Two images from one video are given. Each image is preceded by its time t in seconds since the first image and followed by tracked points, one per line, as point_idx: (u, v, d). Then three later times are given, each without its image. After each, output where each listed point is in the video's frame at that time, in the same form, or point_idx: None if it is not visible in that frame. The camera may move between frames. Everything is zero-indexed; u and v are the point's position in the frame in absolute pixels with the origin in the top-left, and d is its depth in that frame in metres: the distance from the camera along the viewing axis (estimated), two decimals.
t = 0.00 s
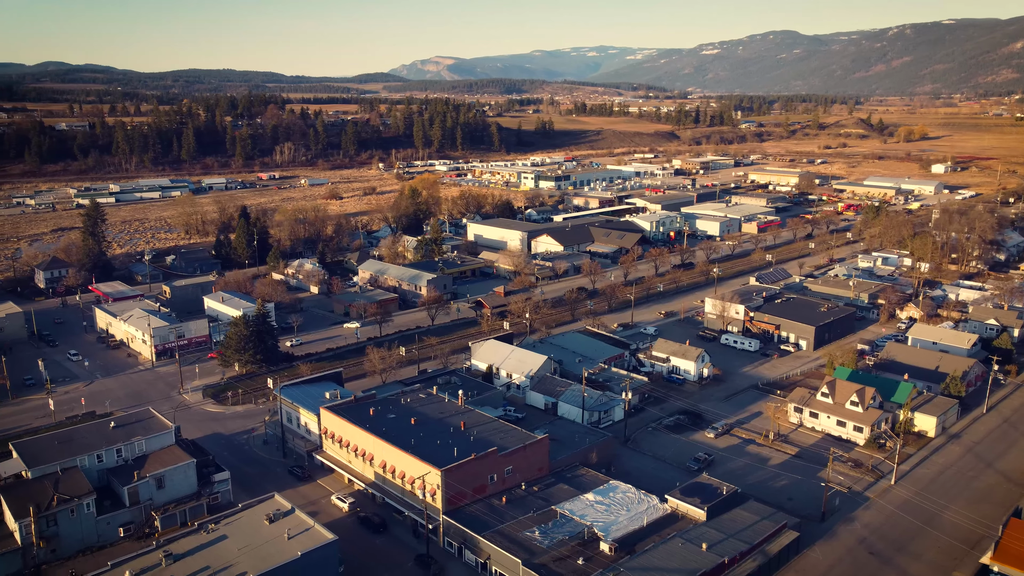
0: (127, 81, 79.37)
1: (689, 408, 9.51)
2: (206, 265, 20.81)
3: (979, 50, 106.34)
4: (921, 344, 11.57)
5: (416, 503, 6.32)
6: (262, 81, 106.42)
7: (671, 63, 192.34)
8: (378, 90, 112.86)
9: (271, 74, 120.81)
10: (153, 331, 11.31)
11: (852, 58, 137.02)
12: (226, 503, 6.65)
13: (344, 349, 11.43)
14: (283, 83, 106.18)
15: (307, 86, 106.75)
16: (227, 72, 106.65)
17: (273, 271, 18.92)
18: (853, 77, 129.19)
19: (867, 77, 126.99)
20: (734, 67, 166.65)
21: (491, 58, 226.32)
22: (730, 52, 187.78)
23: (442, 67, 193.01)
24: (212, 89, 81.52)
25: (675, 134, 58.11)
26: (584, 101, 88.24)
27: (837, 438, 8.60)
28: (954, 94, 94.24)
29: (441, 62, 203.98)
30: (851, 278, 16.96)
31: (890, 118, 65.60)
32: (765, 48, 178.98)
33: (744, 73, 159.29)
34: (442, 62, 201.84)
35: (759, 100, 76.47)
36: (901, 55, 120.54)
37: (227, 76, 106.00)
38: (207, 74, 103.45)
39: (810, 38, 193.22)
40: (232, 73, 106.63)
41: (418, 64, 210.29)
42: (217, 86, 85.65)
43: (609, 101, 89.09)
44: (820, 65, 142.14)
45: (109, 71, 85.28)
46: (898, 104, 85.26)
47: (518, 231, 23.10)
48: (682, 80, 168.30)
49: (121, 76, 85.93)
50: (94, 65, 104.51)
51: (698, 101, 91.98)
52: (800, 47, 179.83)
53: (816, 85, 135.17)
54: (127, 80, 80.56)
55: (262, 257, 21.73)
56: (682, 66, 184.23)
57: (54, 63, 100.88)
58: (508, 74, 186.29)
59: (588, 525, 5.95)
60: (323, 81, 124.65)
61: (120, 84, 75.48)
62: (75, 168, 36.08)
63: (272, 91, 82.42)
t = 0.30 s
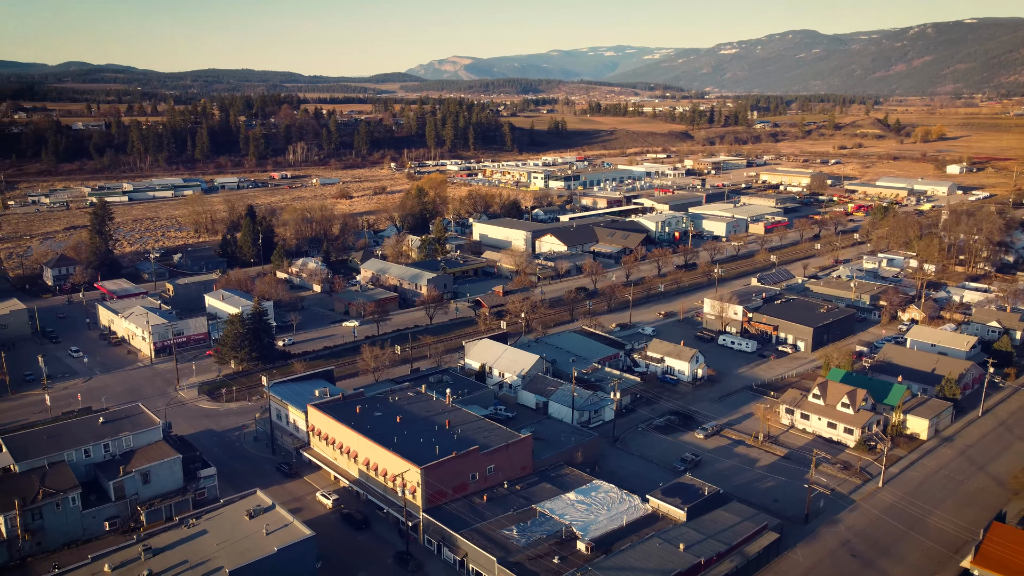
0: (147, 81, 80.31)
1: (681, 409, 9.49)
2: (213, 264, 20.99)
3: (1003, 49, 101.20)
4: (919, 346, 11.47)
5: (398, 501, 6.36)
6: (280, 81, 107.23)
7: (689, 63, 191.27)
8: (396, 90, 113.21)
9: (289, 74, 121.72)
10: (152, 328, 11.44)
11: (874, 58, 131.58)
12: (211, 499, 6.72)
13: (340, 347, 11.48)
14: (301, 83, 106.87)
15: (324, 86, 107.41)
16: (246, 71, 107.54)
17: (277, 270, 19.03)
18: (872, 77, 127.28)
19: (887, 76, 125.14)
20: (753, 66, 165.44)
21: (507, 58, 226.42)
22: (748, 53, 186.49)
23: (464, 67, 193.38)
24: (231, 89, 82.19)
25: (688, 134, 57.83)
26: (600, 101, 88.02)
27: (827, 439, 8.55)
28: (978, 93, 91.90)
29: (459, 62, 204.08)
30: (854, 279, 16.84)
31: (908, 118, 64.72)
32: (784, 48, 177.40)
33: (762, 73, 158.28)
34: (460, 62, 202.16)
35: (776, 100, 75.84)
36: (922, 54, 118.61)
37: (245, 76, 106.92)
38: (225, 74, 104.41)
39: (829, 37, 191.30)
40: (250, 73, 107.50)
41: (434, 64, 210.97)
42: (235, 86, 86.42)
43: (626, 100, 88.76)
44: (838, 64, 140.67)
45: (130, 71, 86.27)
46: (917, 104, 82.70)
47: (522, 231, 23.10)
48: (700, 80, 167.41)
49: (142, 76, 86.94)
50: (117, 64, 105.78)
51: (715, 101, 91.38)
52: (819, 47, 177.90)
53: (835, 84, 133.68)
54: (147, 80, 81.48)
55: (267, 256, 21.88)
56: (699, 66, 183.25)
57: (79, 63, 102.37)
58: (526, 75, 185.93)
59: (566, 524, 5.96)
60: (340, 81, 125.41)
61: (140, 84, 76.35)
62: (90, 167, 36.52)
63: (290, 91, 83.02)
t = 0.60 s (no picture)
0: (167, 81, 81.12)
1: (672, 409, 9.48)
2: (218, 262, 21.17)
3: None
4: (917, 347, 11.39)
5: (379, 498, 6.41)
6: (297, 81, 107.92)
7: (706, 62, 190.22)
8: (413, 89, 113.63)
9: (306, 74, 122.47)
10: (151, 326, 11.57)
11: (893, 58, 129.67)
12: (197, 494, 6.80)
13: (337, 345, 11.55)
14: (319, 83, 107.48)
15: (341, 86, 108.00)
16: (264, 71, 108.37)
17: (281, 269, 19.14)
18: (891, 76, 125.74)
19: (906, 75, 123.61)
20: (772, 66, 164.10)
21: (523, 57, 226.73)
22: (765, 52, 185.18)
23: (480, 67, 193.88)
24: (249, 88, 82.83)
25: (702, 134, 57.60)
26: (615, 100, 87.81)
27: (818, 441, 8.51)
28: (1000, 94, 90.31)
29: (476, 62, 204.23)
30: (857, 280, 16.73)
31: (926, 117, 64.02)
32: (803, 47, 175.90)
33: (779, 73, 157.13)
34: (476, 62, 202.27)
35: (792, 100, 75.29)
36: (943, 53, 116.90)
37: (263, 76, 107.74)
38: (244, 74, 105.29)
39: (849, 37, 189.27)
40: (268, 73, 108.29)
41: (450, 63, 211.60)
42: (254, 86, 87.09)
43: (643, 100, 88.36)
44: (856, 63, 139.30)
45: (151, 72, 87.19)
46: (938, 105, 81.39)
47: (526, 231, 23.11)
48: (718, 80, 166.44)
49: (162, 77, 87.88)
50: (139, 65, 106.96)
51: (731, 100, 90.82)
52: (838, 45, 176.20)
53: (853, 83, 132.38)
54: (168, 80, 82.33)
55: (272, 254, 22.02)
56: (715, 65, 182.27)
57: (101, 64, 103.57)
58: (543, 75, 185.64)
59: (545, 523, 5.98)
60: (357, 81, 125.98)
61: (160, 84, 77.17)
62: (106, 165, 36.93)
63: (307, 91, 83.61)
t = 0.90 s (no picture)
0: (186, 81, 81.89)
1: (664, 410, 9.48)
2: (225, 260, 21.36)
3: None
4: (915, 349, 11.29)
5: (361, 495, 6.46)
6: (315, 81, 108.57)
7: (723, 62, 189.05)
8: (430, 89, 113.91)
9: (323, 74, 123.17)
10: (152, 322, 11.72)
11: (914, 57, 127.57)
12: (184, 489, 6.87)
13: (334, 343, 11.62)
14: (336, 83, 108.03)
15: (359, 86, 108.46)
16: (283, 71, 109.21)
17: (285, 267, 19.27)
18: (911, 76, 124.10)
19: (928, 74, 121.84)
20: (790, 65, 162.71)
21: (539, 57, 226.51)
22: (783, 52, 183.60)
23: (496, 66, 194.05)
24: (267, 88, 83.40)
25: (716, 134, 57.31)
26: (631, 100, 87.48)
27: (808, 443, 8.47)
28: None
29: (493, 62, 204.31)
30: (862, 281, 16.60)
31: (946, 117, 63.13)
32: (822, 47, 174.18)
33: (798, 72, 155.72)
34: (492, 62, 202.41)
35: (810, 100, 74.60)
36: (965, 53, 115.17)
37: (281, 76, 108.47)
38: (262, 75, 106.10)
39: (868, 36, 187.28)
40: (286, 73, 109.00)
41: (468, 63, 212.15)
42: (272, 86, 87.72)
43: (659, 100, 87.91)
44: (875, 62, 137.71)
45: (171, 73, 88.06)
46: (960, 104, 79.89)
47: (531, 231, 23.11)
48: (736, 80, 165.20)
49: (182, 77, 88.75)
50: (160, 65, 108.03)
51: (749, 100, 90.15)
52: (858, 45, 174.23)
53: (872, 83, 130.81)
54: (187, 80, 83.11)
55: (278, 252, 22.17)
56: (733, 65, 181.07)
57: (123, 64, 104.70)
58: (560, 75, 185.19)
59: (524, 522, 6.00)
60: (374, 81, 126.46)
61: (179, 84, 77.86)
62: (121, 164, 37.33)
63: (324, 91, 84.09)
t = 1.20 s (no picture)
0: (205, 82, 82.60)
1: (656, 410, 9.46)
2: (231, 258, 21.52)
3: None
4: (913, 351, 11.20)
5: (344, 493, 6.51)
6: (332, 81, 109.12)
7: (740, 62, 187.68)
8: (447, 89, 114.08)
9: (340, 74, 123.80)
10: (151, 320, 11.84)
11: (934, 56, 126.02)
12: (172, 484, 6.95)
13: (331, 341, 11.68)
14: (353, 83, 108.45)
15: (375, 86, 108.88)
16: (300, 71, 109.86)
17: (290, 266, 19.40)
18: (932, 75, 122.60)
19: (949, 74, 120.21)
20: (809, 64, 161.13)
21: (555, 57, 226.38)
22: (801, 52, 182.10)
23: (513, 66, 194.19)
24: (285, 87, 83.95)
25: (730, 134, 56.98)
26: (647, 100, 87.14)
27: (798, 444, 8.43)
28: None
29: (510, 62, 204.13)
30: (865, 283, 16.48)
31: (966, 117, 62.32)
32: (841, 46, 172.60)
33: (817, 72, 154.31)
34: (509, 62, 202.19)
35: (828, 100, 73.94)
36: (987, 53, 113.55)
37: (299, 76, 109.10)
38: (280, 75, 106.80)
39: (892, 36, 185.02)
40: (304, 73, 109.66)
41: (484, 63, 212.57)
42: (289, 86, 88.29)
43: (675, 100, 87.51)
44: (894, 61, 136.24)
45: (190, 73, 88.87)
46: (981, 104, 78.80)
47: (536, 230, 23.12)
48: (753, 80, 164.09)
49: (202, 77, 89.53)
50: (180, 65, 109.06)
51: (766, 100, 89.49)
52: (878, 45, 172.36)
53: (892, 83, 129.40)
54: (207, 81, 83.84)
55: (283, 251, 22.31)
56: (750, 65, 179.89)
57: (145, 65, 105.85)
58: (576, 75, 184.60)
59: (503, 521, 6.02)
60: (390, 81, 126.82)
61: (198, 84, 78.52)
62: (136, 163, 37.70)
63: (341, 91, 84.46)
